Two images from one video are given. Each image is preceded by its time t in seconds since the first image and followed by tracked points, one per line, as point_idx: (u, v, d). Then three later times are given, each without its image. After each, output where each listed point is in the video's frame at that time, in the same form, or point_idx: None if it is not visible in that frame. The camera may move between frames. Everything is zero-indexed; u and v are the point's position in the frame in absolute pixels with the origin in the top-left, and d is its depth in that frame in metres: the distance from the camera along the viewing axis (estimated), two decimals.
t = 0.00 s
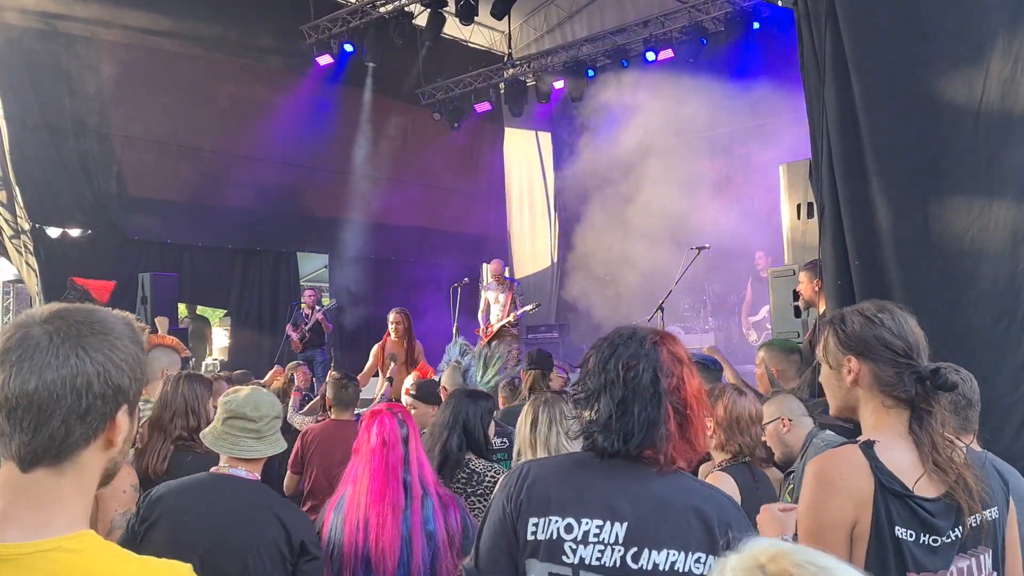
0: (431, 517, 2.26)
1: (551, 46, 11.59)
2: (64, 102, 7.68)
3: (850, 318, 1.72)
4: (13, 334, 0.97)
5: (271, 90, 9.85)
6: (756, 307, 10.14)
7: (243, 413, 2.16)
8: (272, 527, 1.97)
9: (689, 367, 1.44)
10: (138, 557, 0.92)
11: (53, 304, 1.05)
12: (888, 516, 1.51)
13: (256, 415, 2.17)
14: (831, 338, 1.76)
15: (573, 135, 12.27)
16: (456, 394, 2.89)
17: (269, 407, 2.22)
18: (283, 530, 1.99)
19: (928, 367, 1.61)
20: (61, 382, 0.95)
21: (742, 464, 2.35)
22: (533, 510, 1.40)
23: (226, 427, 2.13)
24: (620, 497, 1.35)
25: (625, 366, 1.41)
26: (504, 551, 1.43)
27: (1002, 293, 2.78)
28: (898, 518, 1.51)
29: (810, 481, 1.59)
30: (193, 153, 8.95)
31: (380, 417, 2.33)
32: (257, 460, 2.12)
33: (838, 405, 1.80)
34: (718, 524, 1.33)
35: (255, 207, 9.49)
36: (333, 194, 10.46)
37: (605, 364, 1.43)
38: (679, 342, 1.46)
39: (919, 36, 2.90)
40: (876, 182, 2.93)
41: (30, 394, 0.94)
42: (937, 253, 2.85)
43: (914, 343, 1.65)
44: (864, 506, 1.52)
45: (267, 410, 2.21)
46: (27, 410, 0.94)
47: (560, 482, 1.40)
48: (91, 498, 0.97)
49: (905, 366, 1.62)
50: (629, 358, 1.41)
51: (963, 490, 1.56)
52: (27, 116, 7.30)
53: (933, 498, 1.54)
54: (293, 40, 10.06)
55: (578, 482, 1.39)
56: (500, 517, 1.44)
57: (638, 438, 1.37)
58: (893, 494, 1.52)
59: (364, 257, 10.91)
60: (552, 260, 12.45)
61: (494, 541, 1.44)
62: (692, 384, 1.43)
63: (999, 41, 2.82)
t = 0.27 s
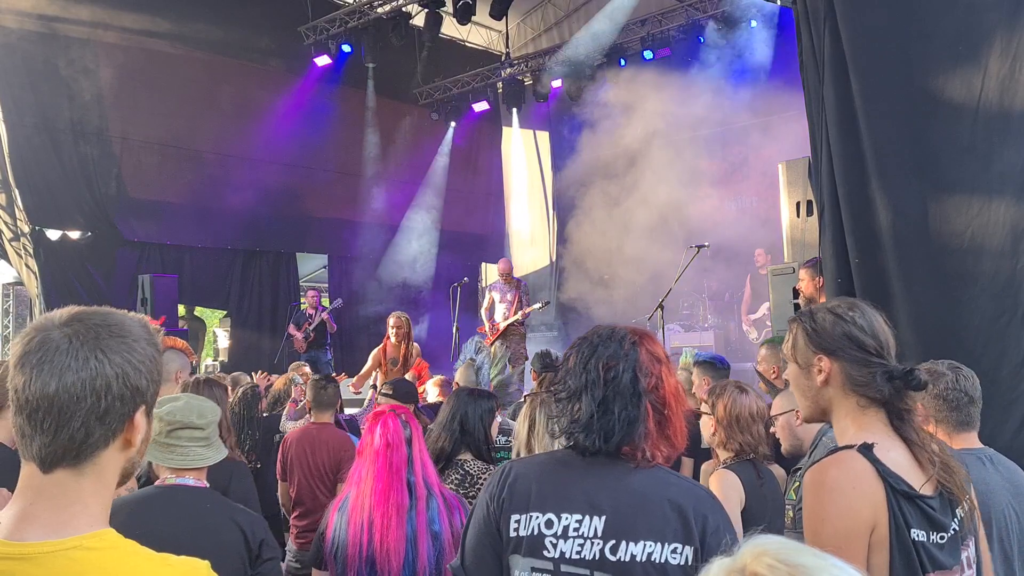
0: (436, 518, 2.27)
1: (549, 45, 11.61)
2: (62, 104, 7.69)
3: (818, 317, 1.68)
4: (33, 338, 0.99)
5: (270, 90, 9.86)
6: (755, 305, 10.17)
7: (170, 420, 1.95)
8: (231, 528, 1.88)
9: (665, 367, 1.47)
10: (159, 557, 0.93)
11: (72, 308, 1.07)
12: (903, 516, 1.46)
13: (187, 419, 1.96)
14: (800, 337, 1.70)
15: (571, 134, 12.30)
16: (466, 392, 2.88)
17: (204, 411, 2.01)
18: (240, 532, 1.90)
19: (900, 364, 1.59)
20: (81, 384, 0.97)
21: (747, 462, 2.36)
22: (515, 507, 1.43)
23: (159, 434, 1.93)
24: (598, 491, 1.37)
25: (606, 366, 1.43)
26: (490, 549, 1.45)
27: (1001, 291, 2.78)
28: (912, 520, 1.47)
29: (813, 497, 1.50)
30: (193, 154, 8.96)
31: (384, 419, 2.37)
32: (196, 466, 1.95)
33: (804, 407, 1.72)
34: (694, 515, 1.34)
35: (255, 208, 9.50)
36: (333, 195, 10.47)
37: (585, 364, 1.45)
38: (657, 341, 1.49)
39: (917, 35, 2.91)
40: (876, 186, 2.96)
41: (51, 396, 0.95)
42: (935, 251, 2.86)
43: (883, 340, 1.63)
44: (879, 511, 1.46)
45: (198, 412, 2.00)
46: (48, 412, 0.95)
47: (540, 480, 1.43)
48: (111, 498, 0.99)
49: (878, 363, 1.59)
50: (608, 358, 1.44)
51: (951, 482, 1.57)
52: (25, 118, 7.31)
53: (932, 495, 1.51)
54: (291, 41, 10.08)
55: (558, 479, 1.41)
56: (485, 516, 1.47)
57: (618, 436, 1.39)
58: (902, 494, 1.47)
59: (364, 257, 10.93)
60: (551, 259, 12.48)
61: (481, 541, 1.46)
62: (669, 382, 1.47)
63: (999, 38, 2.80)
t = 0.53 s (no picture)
0: (451, 517, 2.29)
1: (549, 47, 11.65)
2: (63, 109, 7.70)
3: (769, 323, 1.64)
4: (53, 346, 1.00)
5: (271, 93, 9.88)
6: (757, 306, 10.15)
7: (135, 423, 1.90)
8: (207, 528, 1.90)
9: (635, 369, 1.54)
10: (179, 563, 0.94)
11: (92, 315, 1.08)
12: (882, 530, 1.38)
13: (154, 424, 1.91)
14: (753, 343, 1.66)
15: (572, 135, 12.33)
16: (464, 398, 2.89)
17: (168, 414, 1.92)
18: (215, 531, 1.92)
19: (853, 366, 1.56)
20: (101, 393, 0.97)
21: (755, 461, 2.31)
22: (501, 518, 1.48)
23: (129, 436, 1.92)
24: (583, 496, 1.44)
25: (578, 371, 1.50)
26: (479, 557, 1.51)
27: (1003, 291, 2.78)
28: (891, 531, 1.38)
29: (788, 527, 1.41)
30: (195, 158, 8.97)
31: (395, 421, 2.38)
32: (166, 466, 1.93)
33: (762, 417, 1.68)
34: (676, 510, 1.44)
35: (257, 211, 9.51)
36: (334, 198, 10.48)
37: (557, 370, 1.53)
38: (629, 345, 1.57)
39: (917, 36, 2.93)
40: (878, 187, 2.97)
41: (71, 404, 0.96)
42: (937, 251, 2.87)
43: (837, 343, 1.60)
44: (856, 531, 1.37)
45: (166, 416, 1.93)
46: (68, 419, 0.96)
47: (525, 488, 1.49)
48: (130, 504, 1.00)
49: (831, 366, 1.56)
50: (580, 363, 1.51)
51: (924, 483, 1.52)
52: (27, 123, 7.33)
53: (908, 499, 1.44)
54: (292, 45, 10.11)
55: (542, 487, 1.47)
56: (472, 526, 1.52)
57: (595, 439, 1.47)
58: (880, 505, 1.39)
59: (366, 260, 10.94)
60: (552, 261, 12.49)
61: (468, 551, 1.51)
62: (642, 383, 1.54)
63: (999, 39, 2.80)
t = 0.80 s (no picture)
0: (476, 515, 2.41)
1: (552, 49, 11.66)
2: (67, 113, 7.73)
3: (746, 332, 1.68)
4: (79, 347, 1.01)
5: (275, 96, 9.90)
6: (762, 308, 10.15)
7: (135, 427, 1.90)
8: (210, 529, 1.91)
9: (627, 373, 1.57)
10: (201, 563, 0.95)
11: (115, 318, 1.09)
12: (867, 536, 1.38)
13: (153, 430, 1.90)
14: (729, 352, 1.71)
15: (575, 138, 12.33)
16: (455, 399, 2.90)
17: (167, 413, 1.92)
18: (217, 532, 1.92)
19: (827, 373, 1.59)
20: (126, 393, 0.98)
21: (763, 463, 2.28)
22: (499, 525, 1.49)
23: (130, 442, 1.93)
24: (580, 502, 1.46)
25: (570, 375, 1.54)
26: (477, 563, 1.52)
27: (1010, 293, 2.76)
28: (878, 537, 1.39)
29: (775, 535, 1.40)
30: (199, 161, 8.99)
31: (420, 422, 2.47)
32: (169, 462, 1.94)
33: (741, 425, 1.72)
34: (673, 515, 1.46)
35: (260, 214, 9.52)
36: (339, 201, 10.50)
37: (551, 373, 1.57)
38: (622, 349, 1.60)
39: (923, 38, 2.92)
40: (884, 188, 2.97)
41: (98, 405, 0.97)
42: (944, 253, 2.87)
43: (811, 350, 1.63)
44: (842, 539, 1.37)
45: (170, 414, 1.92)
46: (93, 421, 0.97)
47: (522, 494, 1.50)
48: (153, 505, 1.01)
49: (806, 373, 1.59)
50: (572, 366, 1.55)
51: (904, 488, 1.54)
52: (32, 127, 7.37)
53: (890, 505, 1.45)
54: (295, 49, 10.13)
55: (539, 492, 1.49)
56: (470, 534, 1.53)
57: (585, 442, 1.49)
58: (863, 512, 1.40)
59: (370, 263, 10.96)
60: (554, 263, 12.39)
61: (465, 557, 1.52)
62: (635, 386, 1.57)
63: (1005, 40, 2.78)
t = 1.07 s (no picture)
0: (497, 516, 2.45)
1: (555, 52, 11.67)
2: (71, 115, 7.74)
3: (744, 332, 1.67)
4: (90, 347, 1.02)
5: (278, 98, 9.91)
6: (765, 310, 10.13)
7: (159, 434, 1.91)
8: (234, 534, 1.91)
9: (609, 370, 1.53)
10: (207, 566, 0.94)
11: (124, 319, 1.09)
12: (855, 532, 1.40)
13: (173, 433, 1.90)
14: (728, 352, 1.70)
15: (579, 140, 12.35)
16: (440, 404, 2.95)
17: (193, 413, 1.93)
18: (242, 536, 1.93)
19: (824, 370, 1.60)
20: (135, 393, 0.98)
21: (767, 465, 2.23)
22: (508, 527, 1.50)
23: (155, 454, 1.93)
24: (587, 505, 1.45)
25: (555, 372, 1.61)
26: (488, 566, 1.52)
27: (1015, 295, 2.74)
28: (866, 532, 1.41)
29: (765, 530, 1.42)
30: (203, 163, 9.00)
31: (441, 422, 2.47)
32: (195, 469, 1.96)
33: (738, 424, 1.71)
34: (679, 517, 1.43)
35: (263, 216, 9.52)
36: (342, 203, 10.52)
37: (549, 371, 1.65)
38: (616, 348, 1.56)
39: (928, 40, 2.92)
40: (889, 189, 2.98)
41: (106, 405, 0.97)
42: (949, 254, 2.86)
43: (809, 348, 1.63)
44: (829, 536, 1.39)
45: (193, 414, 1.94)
46: (101, 420, 0.97)
47: (530, 497, 1.50)
48: (159, 507, 1.00)
49: (802, 370, 1.59)
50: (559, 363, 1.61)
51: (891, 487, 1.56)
52: (36, 129, 7.38)
53: (878, 504, 1.47)
54: (298, 51, 10.14)
55: (546, 495, 1.49)
56: (480, 536, 1.53)
57: (544, 438, 1.53)
58: (852, 509, 1.41)
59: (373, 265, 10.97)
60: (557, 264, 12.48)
61: (477, 560, 1.53)
62: (600, 386, 1.51)
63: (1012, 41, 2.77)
